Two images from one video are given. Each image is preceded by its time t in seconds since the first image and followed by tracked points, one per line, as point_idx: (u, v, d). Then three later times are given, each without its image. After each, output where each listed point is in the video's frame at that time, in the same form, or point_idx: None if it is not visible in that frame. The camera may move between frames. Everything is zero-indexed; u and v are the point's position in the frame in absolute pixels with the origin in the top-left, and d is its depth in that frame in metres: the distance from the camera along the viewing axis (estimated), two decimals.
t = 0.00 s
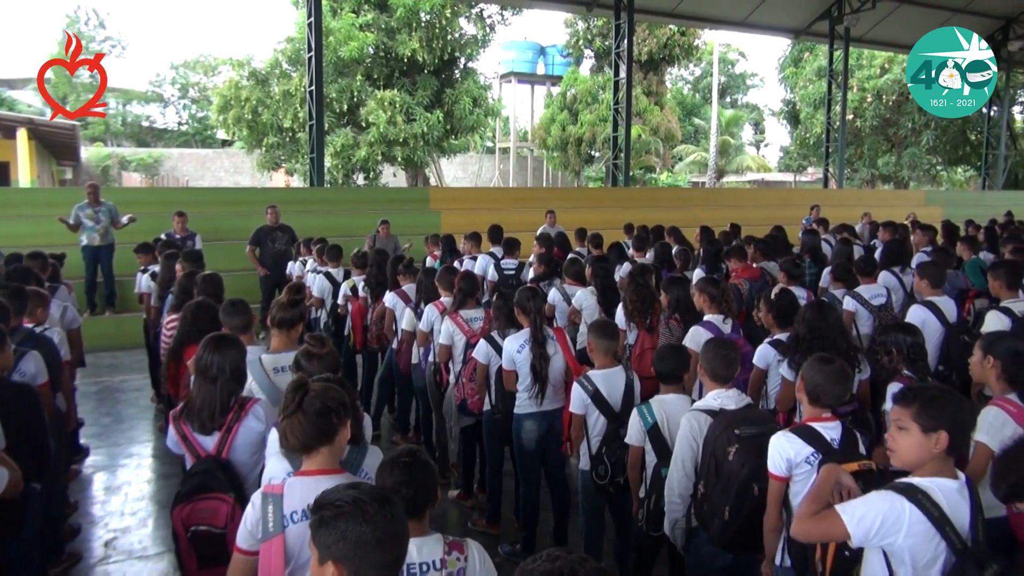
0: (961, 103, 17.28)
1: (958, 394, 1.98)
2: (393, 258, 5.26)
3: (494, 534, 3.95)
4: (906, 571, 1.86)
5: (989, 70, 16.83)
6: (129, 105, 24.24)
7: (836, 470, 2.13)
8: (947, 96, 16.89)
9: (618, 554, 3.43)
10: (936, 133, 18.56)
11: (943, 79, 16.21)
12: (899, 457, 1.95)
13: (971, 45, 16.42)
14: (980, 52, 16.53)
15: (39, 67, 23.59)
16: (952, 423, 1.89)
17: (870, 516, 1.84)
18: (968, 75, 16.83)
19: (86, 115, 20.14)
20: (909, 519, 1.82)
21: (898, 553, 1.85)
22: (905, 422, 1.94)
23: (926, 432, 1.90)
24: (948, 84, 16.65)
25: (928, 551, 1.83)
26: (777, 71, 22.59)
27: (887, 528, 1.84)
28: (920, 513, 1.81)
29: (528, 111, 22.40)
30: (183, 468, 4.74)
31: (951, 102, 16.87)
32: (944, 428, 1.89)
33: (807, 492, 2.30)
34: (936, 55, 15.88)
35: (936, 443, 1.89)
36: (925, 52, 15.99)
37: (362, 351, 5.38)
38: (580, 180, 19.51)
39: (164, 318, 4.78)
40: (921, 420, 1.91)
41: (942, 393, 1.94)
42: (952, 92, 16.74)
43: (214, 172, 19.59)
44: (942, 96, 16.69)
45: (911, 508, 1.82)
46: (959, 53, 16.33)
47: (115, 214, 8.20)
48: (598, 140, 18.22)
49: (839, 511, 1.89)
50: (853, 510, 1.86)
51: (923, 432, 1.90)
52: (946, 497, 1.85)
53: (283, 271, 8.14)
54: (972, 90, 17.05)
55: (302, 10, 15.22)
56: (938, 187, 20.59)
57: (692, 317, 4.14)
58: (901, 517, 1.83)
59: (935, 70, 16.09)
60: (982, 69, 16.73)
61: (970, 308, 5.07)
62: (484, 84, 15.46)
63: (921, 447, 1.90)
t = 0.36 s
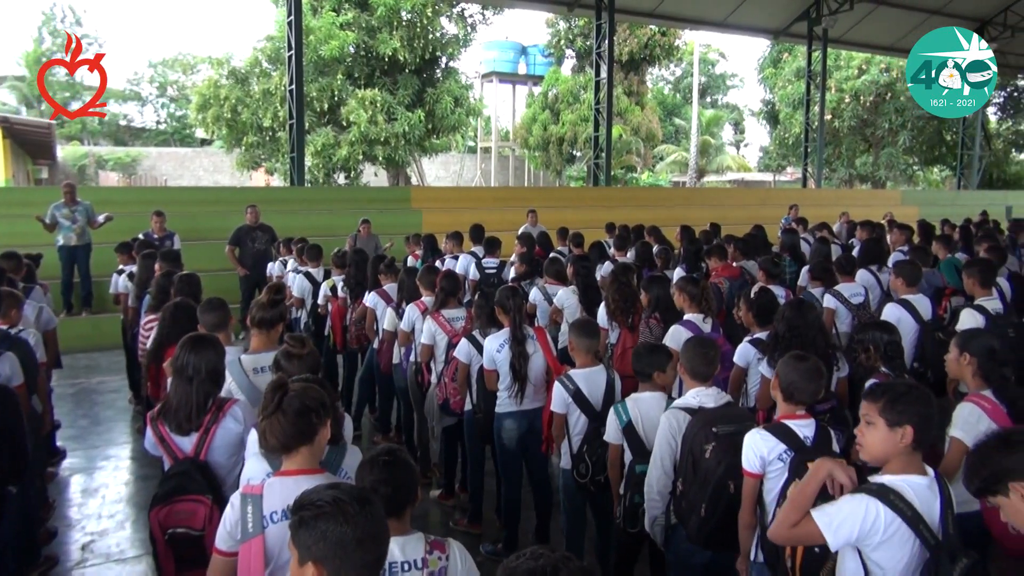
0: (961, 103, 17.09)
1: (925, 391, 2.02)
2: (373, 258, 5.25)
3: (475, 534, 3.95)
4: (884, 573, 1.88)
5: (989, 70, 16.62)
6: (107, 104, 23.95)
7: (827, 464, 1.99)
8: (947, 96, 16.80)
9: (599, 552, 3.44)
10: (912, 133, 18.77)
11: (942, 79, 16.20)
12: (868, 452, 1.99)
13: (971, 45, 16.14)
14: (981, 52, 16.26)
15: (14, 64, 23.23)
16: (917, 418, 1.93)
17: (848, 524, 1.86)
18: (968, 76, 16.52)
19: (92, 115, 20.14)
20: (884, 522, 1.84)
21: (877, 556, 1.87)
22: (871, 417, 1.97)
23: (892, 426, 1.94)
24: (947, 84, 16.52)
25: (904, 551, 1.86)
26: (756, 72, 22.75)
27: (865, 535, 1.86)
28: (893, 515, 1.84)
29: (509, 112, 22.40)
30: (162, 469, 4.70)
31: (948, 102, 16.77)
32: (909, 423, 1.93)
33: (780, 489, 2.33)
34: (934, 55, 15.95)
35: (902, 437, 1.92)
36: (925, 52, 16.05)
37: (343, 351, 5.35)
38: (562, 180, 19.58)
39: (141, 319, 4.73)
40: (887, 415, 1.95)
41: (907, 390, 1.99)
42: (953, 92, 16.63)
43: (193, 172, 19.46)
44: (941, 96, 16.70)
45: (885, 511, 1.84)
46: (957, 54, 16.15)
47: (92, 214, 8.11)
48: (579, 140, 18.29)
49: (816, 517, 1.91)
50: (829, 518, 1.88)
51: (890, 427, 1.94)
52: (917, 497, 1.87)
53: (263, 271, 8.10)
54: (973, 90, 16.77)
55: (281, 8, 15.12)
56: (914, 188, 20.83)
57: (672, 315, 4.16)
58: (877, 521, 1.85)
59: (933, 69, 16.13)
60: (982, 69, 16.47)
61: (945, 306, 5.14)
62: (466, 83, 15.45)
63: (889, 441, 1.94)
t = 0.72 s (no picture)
0: (961, 103, 17.25)
1: (897, 389, 2.05)
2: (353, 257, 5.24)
3: (456, 533, 3.95)
4: (857, 568, 1.90)
5: (988, 70, 17.13)
6: (83, 101, 23.64)
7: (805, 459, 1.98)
8: (947, 97, 16.93)
9: (580, 550, 3.45)
10: (888, 134, 19.00)
11: (943, 79, 16.40)
12: (841, 448, 2.01)
13: (971, 44, 16.31)
14: (980, 51, 16.51)
15: None
16: (890, 416, 1.96)
17: (821, 516, 1.88)
18: (967, 75, 16.88)
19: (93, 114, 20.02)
20: (856, 517, 1.87)
21: (849, 550, 1.90)
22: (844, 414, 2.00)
23: (864, 423, 1.97)
24: (947, 84, 16.74)
25: (877, 546, 1.88)
26: (736, 72, 22.89)
27: (837, 528, 1.88)
28: (866, 509, 1.86)
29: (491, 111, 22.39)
30: (139, 470, 4.66)
31: (949, 102, 16.87)
32: (881, 420, 1.96)
33: (755, 487, 2.35)
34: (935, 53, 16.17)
35: (873, 435, 1.95)
36: (926, 51, 16.29)
37: (322, 351, 5.33)
38: (543, 179, 19.61)
39: (118, 319, 4.68)
40: (861, 412, 1.98)
41: (882, 388, 2.01)
42: (952, 92, 16.81)
43: (171, 170, 19.30)
44: (942, 96, 16.80)
45: (858, 505, 1.87)
46: (958, 53, 16.33)
47: (68, 213, 8.01)
48: (560, 139, 18.33)
49: (790, 510, 1.93)
50: (803, 510, 1.90)
51: (862, 424, 1.97)
52: (890, 493, 1.90)
53: (242, 270, 8.03)
54: (972, 89, 17.06)
55: (261, 6, 15.01)
56: (891, 187, 21.08)
57: (652, 314, 4.18)
58: (852, 516, 1.86)
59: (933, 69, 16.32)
60: (981, 69, 16.91)
61: (922, 305, 5.20)
62: (447, 82, 15.41)
63: (861, 438, 1.97)
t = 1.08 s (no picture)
0: (961, 103, 17.90)
1: (876, 387, 2.08)
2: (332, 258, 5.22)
3: (437, 533, 3.95)
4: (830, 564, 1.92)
5: (988, 71, 17.65)
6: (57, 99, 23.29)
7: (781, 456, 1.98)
8: (947, 97, 17.57)
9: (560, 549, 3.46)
10: (864, 135, 19.23)
11: (943, 80, 17.07)
12: (817, 442, 2.05)
13: (970, 43, 16.72)
14: (979, 51, 17.09)
15: None
16: (867, 414, 1.99)
17: (795, 511, 1.90)
18: (968, 76, 17.42)
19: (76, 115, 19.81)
20: (832, 512, 1.89)
21: (825, 545, 1.92)
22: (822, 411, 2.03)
23: (842, 419, 2.00)
24: (947, 84, 17.33)
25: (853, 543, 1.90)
26: (715, 73, 23.05)
27: (813, 522, 1.90)
28: (842, 505, 1.88)
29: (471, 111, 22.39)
30: (115, 474, 4.61)
31: (948, 102, 17.52)
32: (858, 418, 1.98)
33: (732, 486, 2.37)
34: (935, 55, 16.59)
35: (849, 431, 1.99)
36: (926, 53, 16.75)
37: (300, 352, 5.30)
38: (524, 179, 19.64)
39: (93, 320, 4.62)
40: (839, 409, 2.00)
41: (861, 386, 2.04)
42: (952, 92, 17.41)
43: (148, 170, 19.11)
44: (942, 96, 17.46)
45: (833, 500, 1.89)
46: (957, 53, 16.67)
47: (43, 213, 7.89)
48: (541, 139, 18.38)
49: (766, 503, 1.95)
50: (779, 504, 1.92)
51: (839, 420, 2.00)
52: (865, 489, 1.93)
53: (221, 271, 7.97)
54: (973, 90, 17.63)
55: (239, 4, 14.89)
56: (867, 188, 21.35)
57: (632, 314, 4.20)
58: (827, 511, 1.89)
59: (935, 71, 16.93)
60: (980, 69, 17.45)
61: (898, 305, 5.27)
62: (427, 82, 15.38)
63: (837, 434, 2.00)
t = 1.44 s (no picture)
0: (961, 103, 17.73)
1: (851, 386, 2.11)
2: (310, 259, 5.19)
3: (417, 534, 3.94)
4: (813, 564, 1.95)
5: (985, 70, 17.78)
6: (29, 99, 22.91)
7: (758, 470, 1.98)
8: (947, 96, 17.69)
9: (540, 548, 3.47)
10: (840, 135, 19.46)
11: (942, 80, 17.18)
12: (792, 439, 2.08)
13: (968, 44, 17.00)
14: (977, 52, 17.32)
15: None
16: (840, 410, 2.02)
17: (777, 519, 1.92)
18: (966, 76, 17.47)
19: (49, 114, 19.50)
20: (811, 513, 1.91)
21: (806, 546, 1.94)
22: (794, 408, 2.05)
23: (815, 417, 2.02)
24: (947, 84, 17.50)
25: (833, 541, 1.92)
26: (693, 73, 23.19)
27: (796, 526, 1.92)
28: (820, 504, 1.91)
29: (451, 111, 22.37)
30: (90, 478, 4.55)
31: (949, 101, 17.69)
32: (830, 415, 2.01)
33: (709, 484, 2.39)
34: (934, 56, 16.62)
35: (821, 428, 2.01)
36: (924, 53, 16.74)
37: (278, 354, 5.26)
38: (503, 179, 19.67)
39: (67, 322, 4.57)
40: (813, 406, 2.03)
41: (837, 384, 2.07)
42: (952, 92, 17.57)
43: (123, 170, 18.87)
44: (942, 96, 17.72)
45: (811, 501, 1.91)
46: (956, 54, 16.87)
47: (15, 215, 7.77)
48: (520, 139, 18.43)
49: (750, 515, 1.97)
50: (761, 515, 1.94)
51: (812, 417, 2.03)
52: (841, 487, 1.95)
53: (198, 272, 7.90)
54: (973, 90, 17.50)
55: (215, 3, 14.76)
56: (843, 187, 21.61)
57: (611, 314, 4.22)
58: (806, 513, 1.91)
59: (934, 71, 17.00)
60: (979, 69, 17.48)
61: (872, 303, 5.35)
62: (406, 83, 15.34)
63: (810, 430, 2.03)
